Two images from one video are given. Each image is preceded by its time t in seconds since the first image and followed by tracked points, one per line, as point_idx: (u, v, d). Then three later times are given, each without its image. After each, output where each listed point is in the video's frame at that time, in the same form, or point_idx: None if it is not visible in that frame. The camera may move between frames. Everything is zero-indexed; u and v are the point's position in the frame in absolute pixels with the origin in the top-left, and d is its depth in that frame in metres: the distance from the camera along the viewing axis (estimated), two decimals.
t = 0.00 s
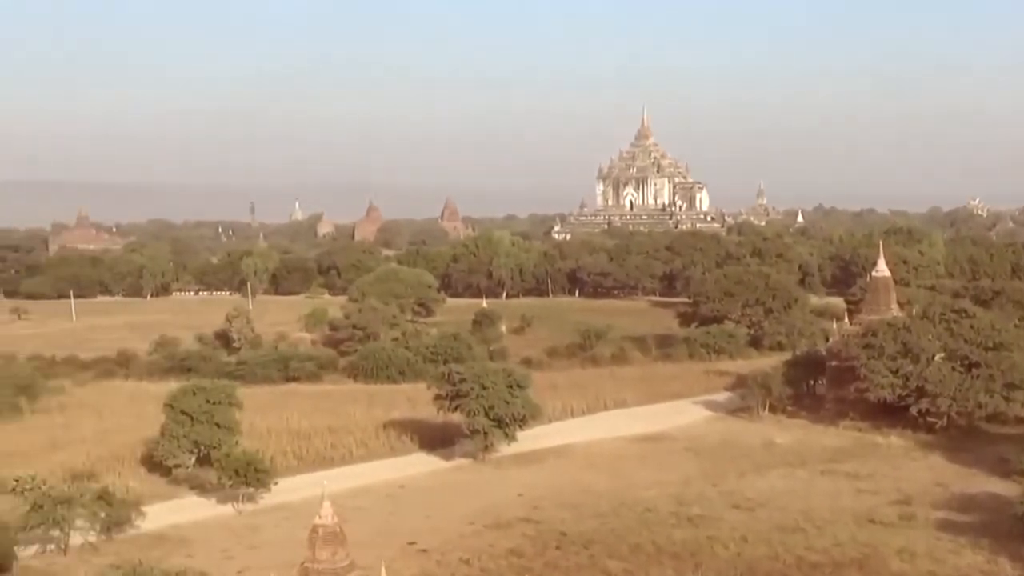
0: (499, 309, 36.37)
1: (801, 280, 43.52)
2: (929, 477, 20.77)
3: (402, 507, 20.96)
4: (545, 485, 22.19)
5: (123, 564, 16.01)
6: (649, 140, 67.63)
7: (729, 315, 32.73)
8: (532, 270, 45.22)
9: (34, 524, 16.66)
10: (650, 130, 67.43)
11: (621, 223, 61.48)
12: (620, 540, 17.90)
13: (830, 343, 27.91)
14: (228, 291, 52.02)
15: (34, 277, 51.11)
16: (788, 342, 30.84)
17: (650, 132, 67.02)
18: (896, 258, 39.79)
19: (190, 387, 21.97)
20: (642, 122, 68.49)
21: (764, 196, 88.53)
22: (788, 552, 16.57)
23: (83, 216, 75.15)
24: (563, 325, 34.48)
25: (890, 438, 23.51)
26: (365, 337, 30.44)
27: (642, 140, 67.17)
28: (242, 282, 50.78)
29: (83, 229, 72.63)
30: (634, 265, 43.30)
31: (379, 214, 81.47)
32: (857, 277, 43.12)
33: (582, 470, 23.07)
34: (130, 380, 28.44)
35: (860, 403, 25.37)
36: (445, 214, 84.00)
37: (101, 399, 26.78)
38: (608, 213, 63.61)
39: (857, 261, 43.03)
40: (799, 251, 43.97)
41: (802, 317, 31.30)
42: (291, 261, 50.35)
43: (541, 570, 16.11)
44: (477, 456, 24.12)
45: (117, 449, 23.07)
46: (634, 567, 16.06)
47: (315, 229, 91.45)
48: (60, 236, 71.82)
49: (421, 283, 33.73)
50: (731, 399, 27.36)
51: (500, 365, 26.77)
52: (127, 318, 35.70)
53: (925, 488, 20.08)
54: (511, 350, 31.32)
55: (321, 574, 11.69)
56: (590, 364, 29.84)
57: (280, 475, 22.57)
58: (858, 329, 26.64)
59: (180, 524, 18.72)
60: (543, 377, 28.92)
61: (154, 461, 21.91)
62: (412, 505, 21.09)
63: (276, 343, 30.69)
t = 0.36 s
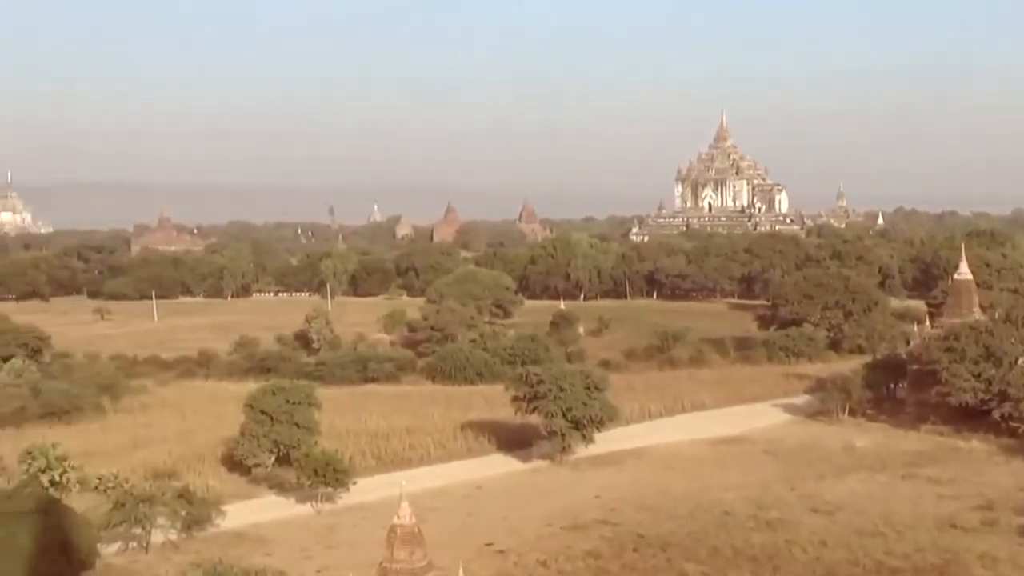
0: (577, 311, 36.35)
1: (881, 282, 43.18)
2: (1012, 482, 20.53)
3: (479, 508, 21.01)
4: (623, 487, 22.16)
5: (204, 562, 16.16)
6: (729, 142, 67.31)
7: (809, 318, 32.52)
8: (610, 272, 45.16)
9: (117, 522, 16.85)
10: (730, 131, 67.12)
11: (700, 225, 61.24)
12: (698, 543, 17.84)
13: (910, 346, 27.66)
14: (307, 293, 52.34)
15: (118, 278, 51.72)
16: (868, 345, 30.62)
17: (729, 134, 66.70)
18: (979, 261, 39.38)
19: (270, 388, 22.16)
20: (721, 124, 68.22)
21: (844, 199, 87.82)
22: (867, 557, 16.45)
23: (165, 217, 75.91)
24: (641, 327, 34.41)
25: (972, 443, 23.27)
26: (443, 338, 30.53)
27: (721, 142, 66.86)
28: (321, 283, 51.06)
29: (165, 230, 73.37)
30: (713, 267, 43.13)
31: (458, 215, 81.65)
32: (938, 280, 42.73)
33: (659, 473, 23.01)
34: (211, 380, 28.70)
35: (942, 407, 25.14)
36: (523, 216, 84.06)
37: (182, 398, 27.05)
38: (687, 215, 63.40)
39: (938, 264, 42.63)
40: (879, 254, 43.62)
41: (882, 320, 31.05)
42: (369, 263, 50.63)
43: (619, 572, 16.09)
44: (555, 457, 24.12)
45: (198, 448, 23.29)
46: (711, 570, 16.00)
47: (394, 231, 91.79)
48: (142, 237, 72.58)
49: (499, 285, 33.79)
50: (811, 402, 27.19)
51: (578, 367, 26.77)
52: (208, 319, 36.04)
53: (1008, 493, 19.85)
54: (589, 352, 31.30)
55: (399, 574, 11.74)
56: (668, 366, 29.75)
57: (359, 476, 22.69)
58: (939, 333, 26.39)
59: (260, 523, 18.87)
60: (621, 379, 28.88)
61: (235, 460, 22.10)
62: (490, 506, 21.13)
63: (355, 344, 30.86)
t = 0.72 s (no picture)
0: (653, 314, 36.25)
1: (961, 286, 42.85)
2: None
3: (555, 511, 21.01)
4: (699, 492, 22.09)
5: (282, 563, 16.27)
6: (806, 145, 67.11)
7: (887, 322, 32.29)
8: (686, 275, 44.83)
9: (195, 522, 17.01)
10: (807, 134, 66.88)
11: (777, 228, 60.92)
12: (775, 549, 17.74)
13: (991, 351, 27.37)
14: (384, 295, 52.46)
15: (197, 280, 52.20)
16: (948, 350, 30.41)
17: (807, 137, 66.45)
18: None
19: (348, 389, 22.31)
20: (798, 126, 68.05)
21: (923, 203, 87.16)
22: (947, 564, 16.30)
23: (244, 221, 76.49)
24: (718, 331, 34.28)
25: None
26: (519, 341, 30.57)
27: (798, 145, 66.63)
28: (398, 286, 51.06)
29: (245, 232, 73.94)
30: (791, 271, 42.81)
31: (534, 218, 81.71)
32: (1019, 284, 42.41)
33: (736, 477, 22.92)
34: (289, 382, 28.90)
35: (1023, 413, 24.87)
36: (599, 218, 83.98)
37: (260, 400, 27.25)
38: (764, 217, 63.17)
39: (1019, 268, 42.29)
40: (960, 257, 43.17)
41: (963, 324, 30.77)
42: (446, 265, 50.58)
43: None
44: (631, 461, 24.08)
45: (276, 449, 23.46)
46: None
47: (470, 234, 91.99)
48: (221, 241, 73.20)
49: (576, 288, 33.78)
50: (889, 408, 26.97)
51: (654, 370, 26.72)
52: (286, 321, 36.28)
53: None
54: (666, 356, 31.22)
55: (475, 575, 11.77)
56: (745, 371, 29.62)
57: (435, 478, 22.77)
58: (1020, 338, 26.11)
59: (337, 524, 18.98)
60: (698, 382, 28.79)
61: (312, 462, 22.25)
62: (567, 510, 21.12)
63: (431, 346, 30.98)
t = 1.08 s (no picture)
0: (729, 320, 36.11)
1: None
2: None
3: (629, 517, 20.96)
4: (775, 498, 21.97)
5: (357, 565, 16.36)
6: (885, 149, 66.29)
7: (966, 328, 31.92)
8: (763, 281, 44.63)
9: (271, 524, 17.13)
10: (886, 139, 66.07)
11: (855, 234, 60.50)
12: (851, 557, 17.61)
13: None
14: (460, 300, 52.64)
15: (274, 284, 52.62)
16: None
17: (885, 142, 65.70)
18: None
19: (423, 394, 22.42)
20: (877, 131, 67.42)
21: (1003, 208, 86.19)
22: None
23: (321, 226, 77.04)
24: (794, 337, 34.08)
25: None
26: (594, 347, 30.56)
27: (877, 150, 65.94)
28: (473, 290, 51.21)
29: (321, 237, 74.45)
30: (868, 277, 42.51)
31: (610, 223, 81.64)
32: None
33: (812, 484, 22.77)
34: (365, 385, 29.07)
35: None
36: (675, 223, 83.76)
37: (336, 404, 27.43)
38: (841, 223, 62.77)
39: None
40: None
41: None
42: (522, 269, 50.56)
43: None
44: (707, 467, 23.99)
45: (351, 452, 23.59)
46: None
47: (546, 239, 92.02)
48: (299, 245, 73.77)
49: (651, 294, 33.72)
50: (968, 415, 26.70)
51: (730, 376, 26.60)
52: (362, 325, 36.49)
53: None
54: (741, 362, 31.09)
55: None
56: (822, 377, 29.43)
57: (509, 482, 22.80)
58: None
59: (411, 528, 19.06)
60: (774, 389, 28.64)
61: (387, 465, 22.36)
62: (641, 515, 21.08)
63: (507, 351, 31.03)
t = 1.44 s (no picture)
0: (804, 326, 35.91)
1: None
2: None
3: (703, 524, 20.86)
4: (850, 506, 21.80)
5: (430, 568, 16.43)
6: (963, 155, 65.47)
7: None
8: (837, 287, 44.16)
9: (346, 527, 17.28)
10: (964, 145, 65.32)
11: (931, 240, 60.00)
12: (927, 566, 17.46)
13: None
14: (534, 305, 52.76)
15: (349, 288, 52.95)
16: None
17: (963, 147, 64.91)
18: None
19: (497, 398, 22.46)
20: (955, 136, 66.67)
21: None
22: None
23: (396, 230, 77.44)
24: (869, 343, 33.84)
25: None
26: (668, 353, 30.50)
27: (954, 155, 65.20)
28: (547, 296, 51.36)
29: (396, 241, 74.82)
30: (945, 283, 42.12)
31: (684, 228, 81.44)
32: None
33: (889, 492, 22.59)
34: (439, 390, 29.17)
35: None
36: (750, 229, 83.45)
37: (411, 408, 27.55)
38: (918, 229, 62.29)
39: None
40: None
41: None
42: (596, 276, 50.68)
43: None
44: (781, 474, 23.85)
45: (424, 456, 23.70)
46: None
47: (620, 244, 91.94)
48: (374, 250, 74.19)
49: (726, 300, 33.61)
50: None
51: (805, 383, 26.44)
52: (436, 330, 36.62)
53: None
54: (817, 368, 30.91)
55: None
56: (898, 384, 29.19)
57: (582, 488, 22.79)
58: None
59: (483, 531, 19.12)
60: (849, 396, 28.44)
61: (460, 469, 22.41)
62: (714, 522, 21.01)
63: (581, 356, 31.03)
